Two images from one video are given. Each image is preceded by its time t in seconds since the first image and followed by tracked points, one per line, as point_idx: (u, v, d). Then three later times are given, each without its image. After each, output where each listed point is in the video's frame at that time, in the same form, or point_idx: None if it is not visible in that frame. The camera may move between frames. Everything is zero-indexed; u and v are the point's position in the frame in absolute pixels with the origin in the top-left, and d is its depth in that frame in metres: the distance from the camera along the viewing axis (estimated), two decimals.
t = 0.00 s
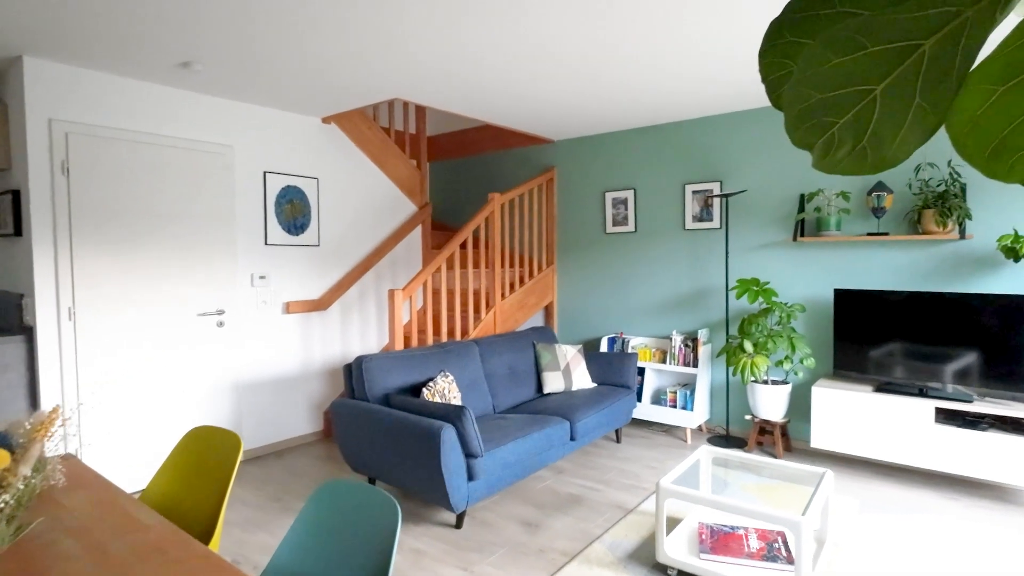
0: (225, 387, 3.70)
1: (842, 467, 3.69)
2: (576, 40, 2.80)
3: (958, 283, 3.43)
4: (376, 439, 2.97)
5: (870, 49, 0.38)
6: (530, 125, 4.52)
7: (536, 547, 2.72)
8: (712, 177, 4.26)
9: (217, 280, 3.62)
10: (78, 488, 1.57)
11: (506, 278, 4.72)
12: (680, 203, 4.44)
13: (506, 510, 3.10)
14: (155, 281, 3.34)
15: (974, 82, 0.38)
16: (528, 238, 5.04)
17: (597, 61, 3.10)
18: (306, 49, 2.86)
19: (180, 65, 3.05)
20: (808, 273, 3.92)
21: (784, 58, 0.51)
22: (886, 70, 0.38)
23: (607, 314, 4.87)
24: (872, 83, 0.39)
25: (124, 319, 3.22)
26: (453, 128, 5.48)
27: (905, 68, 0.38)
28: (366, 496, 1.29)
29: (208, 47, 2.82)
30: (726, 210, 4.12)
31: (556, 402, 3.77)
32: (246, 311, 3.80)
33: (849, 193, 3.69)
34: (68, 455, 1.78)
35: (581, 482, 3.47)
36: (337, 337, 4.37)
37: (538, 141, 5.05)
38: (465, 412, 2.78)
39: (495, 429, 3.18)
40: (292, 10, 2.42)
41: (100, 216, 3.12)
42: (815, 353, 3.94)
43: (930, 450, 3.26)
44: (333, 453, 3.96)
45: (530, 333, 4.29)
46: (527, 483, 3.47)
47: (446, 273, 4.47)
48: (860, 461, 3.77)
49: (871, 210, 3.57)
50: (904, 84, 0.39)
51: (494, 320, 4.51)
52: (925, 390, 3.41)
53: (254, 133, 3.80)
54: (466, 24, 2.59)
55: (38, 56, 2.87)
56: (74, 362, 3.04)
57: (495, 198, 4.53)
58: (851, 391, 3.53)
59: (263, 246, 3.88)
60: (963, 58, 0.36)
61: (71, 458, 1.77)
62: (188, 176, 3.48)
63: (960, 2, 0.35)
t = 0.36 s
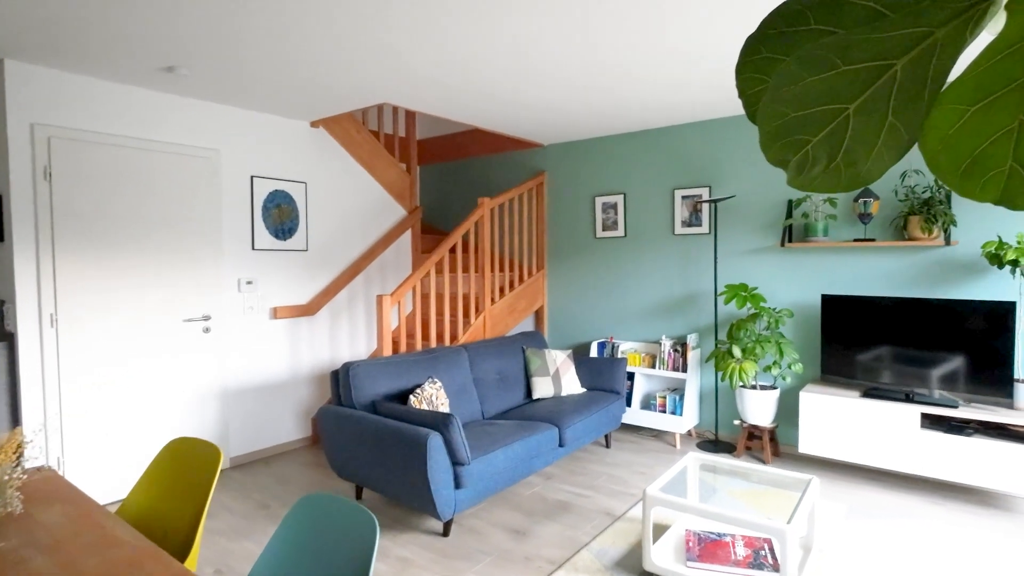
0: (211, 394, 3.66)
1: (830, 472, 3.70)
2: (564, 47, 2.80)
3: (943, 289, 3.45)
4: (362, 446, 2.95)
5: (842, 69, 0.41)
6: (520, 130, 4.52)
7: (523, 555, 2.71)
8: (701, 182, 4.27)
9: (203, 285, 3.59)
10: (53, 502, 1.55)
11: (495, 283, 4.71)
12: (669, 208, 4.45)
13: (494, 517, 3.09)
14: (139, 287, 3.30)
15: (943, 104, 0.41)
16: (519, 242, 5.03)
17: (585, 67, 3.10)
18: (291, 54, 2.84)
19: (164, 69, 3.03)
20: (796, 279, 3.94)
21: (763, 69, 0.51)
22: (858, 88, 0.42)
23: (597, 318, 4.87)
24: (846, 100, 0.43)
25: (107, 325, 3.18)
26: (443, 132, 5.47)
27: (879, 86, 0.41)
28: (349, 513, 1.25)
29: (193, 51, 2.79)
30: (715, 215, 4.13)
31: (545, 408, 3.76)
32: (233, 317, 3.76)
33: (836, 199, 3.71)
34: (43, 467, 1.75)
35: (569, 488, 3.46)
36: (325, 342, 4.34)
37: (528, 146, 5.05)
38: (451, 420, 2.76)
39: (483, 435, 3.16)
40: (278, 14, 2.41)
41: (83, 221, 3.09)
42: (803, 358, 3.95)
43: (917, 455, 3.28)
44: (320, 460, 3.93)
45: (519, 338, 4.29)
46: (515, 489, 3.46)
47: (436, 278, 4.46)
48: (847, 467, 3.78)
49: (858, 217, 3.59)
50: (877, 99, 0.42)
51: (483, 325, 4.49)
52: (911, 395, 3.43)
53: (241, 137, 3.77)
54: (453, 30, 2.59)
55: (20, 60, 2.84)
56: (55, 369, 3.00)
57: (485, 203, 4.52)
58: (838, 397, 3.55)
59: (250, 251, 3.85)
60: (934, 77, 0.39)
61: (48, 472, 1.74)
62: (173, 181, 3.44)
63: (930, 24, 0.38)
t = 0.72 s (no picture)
0: (197, 399, 3.62)
1: (818, 476, 3.70)
2: (552, 49, 2.79)
3: (930, 294, 3.47)
4: (348, 453, 2.92)
5: (812, 80, 0.39)
6: (510, 133, 4.50)
7: (509, 562, 2.69)
8: (690, 186, 4.26)
9: (188, 289, 3.55)
10: (25, 515, 1.52)
11: (485, 286, 4.69)
12: (659, 212, 4.44)
13: (481, 523, 3.07)
14: (123, 291, 3.26)
15: (913, 116, 0.38)
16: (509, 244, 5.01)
17: (573, 70, 3.09)
18: (275, 56, 2.81)
19: (147, 72, 3.00)
20: (785, 282, 3.95)
21: (734, 84, 0.47)
22: (829, 102, 0.39)
23: (587, 321, 4.86)
24: (817, 114, 0.40)
25: (91, 329, 3.14)
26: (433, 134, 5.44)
27: (851, 100, 0.39)
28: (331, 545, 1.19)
29: (175, 53, 2.76)
30: (704, 219, 4.13)
31: (534, 412, 3.74)
32: (219, 321, 3.73)
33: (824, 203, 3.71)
34: (17, 479, 1.72)
35: (558, 493, 3.45)
36: (313, 346, 4.31)
37: (519, 149, 5.04)
38: (437, 426, 2.74)
39: (470, 441, 3.14)
40: (261, 16, 2.38)
41: (65, 225, 3.05)
42: (792, 362, 3.96)
43: (904, 460, 3.29)
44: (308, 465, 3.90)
45: (508, 342, 4.27)
46: (503, 494, 3.44)
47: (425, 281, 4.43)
48: (836, 470, 3.79)
49: (846, 221, 3.59)
50: (847, 114, 0.40)
51: (473, 328, 4.47)
52: (898, 400, 3.44)
53: (227, 140, 3.74)
54: (439, 33, 2.57)
55: None
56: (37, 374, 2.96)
57: (474, 206, 4.50)
58: (826, 401, 3.55)
59: (236, 255, 3.81)
60: (905, 85, 0.38)
61: (21, 484, 1.71)
62: (158, 184, 3.41)
63: (903, 36, 0.37)
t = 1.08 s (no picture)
0: (182, 405, 3.58)
1: (807, 480, 3.70)
2: (538, 53, 2.76)
3: (919, 298, 3.46)
4: (333, 460, 2.89)
5: (783, 95, 0.38)
6: (499, 136, 4.48)
7: (495, 570, 2.66)
8: (680, 189, 4.25)
9: (173, 294, 3.51)
10: None
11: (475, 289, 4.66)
12: (649, 215, 4.43)
13: (468, 531, 3.04)
14: (105, 296, 3.22)
15: (889, 131, 0.38)
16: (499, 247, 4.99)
17: (561, 74, 3.07)
18: (259, 58, 2.78)
19: (129, 74, 2.96)
20: (775, 286, 3.94)
21: (706, 96, 0.44)
22: (802, 117, 0.38)
23: (578, 325, 4.84)
24: (790, 128, 0.39)
25: (72, 335, 3.09)
26: (424, 136, 5.41)
27: (825, 114, 0.38)
28: None
29: (157, 55, 2.73)
30: (694, 223, 4.12)
31: (523, 417, 3.72)
32: (204, 326, 3.69)
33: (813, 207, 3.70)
34: None
35: (546, 499, 3.42)
36: (301, 351, 4.28)
37: (509, 151, 5.02)
38: (423, 433, 2.72)
39: (457, 448, 3.11)
40: (242, 19, 2.35)
41: (47, 229, 3.01)
42: (781, 366, 3.95)
43: (892, 465, 3.28)
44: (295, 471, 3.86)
45: (498, 346, 4.25)
46: (491, 501, 3.41)
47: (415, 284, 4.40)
48: (826, 475, 3.78)
49: (835, 225, 3.59)
50: (821, 130, 0.38)
51: (462, 332, 4.44)
52: (887, 405, 3.43)
53: (212, 142, 3.70)
54: (424, 36, 2.54)
55: None
56: (16, 382, 2.92)
57: (464, 209, 4.47)
58: (815, 406, 3.54)
59: (222, 259, 3.78)
60: (877, 101, 0.37)
61: None
62: (142, 187, 3.36)
63: (872, 51, 0.36)
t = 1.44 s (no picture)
0: (169, 410, 3.55)
1: (799, 485, 3.69)
2: (529, 57, 2.75)
3: (910, 303, 3.46)
4: (320, 467, 2.87)
5: (757, 109, 0.35)
6: (491, 139, 4.46)
7: None
8: (672, 193, 4.24)
9: (160, 299, 3.47)
10: None
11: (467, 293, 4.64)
12: (641, 219, 4.42)
13: (457, 537, 3.02)
14: (91, 301, 3.18)
15: (867, 146, 0.37)
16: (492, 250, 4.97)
17: (552, 78, 3.06)
18: (246, 61, 2.75)
19: (115, 77, 2.92)
20: (767, 290, 3.93)
21: (686, 106, 0.42)
22: (776, 131, 0.36)
23: (570, 328, 4.83)
24: (764, 142, 0.36)
25: (57, 340, 3.05)
26: (416, 138, 5.39)
27: (799, 129, 0.35)
28: None
29: (143, 58, 2.69)
30: (686, 227, 4.11)
31: (514, 422, 3.70)
32: (192, 330, 3.65)
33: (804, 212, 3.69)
34: None
35: (537, 505, 3.40)
36: (291, 355, 4.25)
37: (501, 154, 4.99)
38: (411, 440, 2.70)
39: (446, 454, 3.09)
40: (227, 21, 2.32)
41: (30, 233, 2.96)
42: (773, 370, 3.94)
43: (883, 470, 3.28)
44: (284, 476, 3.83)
45: (489, 350, 4.23)
46: (481, 507, 3.39)
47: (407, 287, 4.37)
48: (817, 480, 3.77)
49: (827, 229, 3.58)
50: (796, 144, 0.36)
51: (454, 336, 4.41)
52: (878, 409, 3.43)
53: (201, 145, 3.66)
54: (413, 40, 2.52)
55: None
56: None
57: (456, 212, 4.45)
58: (806, 410, 3.53)
59: (211, 263, 3.74)
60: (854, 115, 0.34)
61: None
62: (128, 191, 3.33)
63: (847, 64, 0.34)
